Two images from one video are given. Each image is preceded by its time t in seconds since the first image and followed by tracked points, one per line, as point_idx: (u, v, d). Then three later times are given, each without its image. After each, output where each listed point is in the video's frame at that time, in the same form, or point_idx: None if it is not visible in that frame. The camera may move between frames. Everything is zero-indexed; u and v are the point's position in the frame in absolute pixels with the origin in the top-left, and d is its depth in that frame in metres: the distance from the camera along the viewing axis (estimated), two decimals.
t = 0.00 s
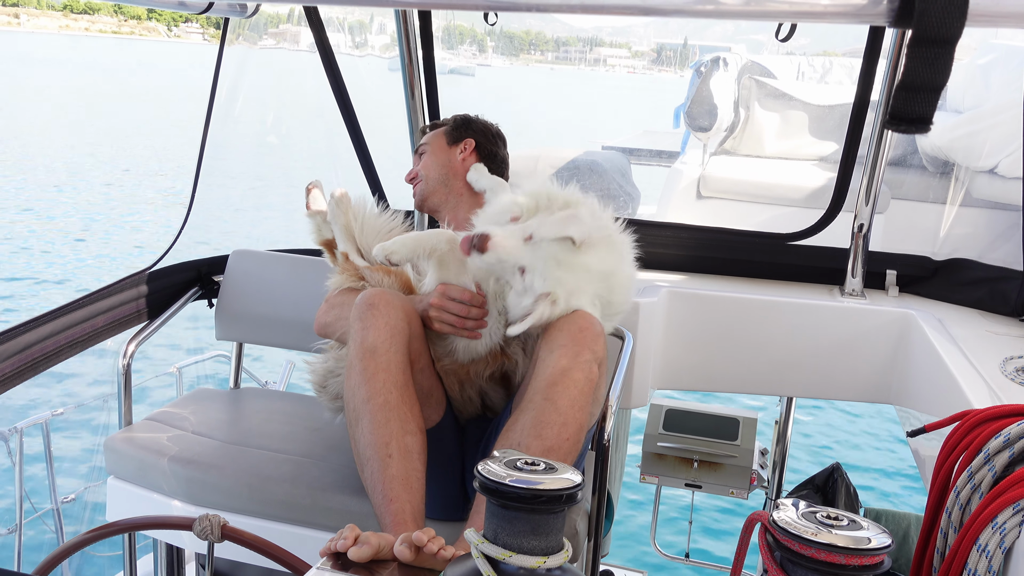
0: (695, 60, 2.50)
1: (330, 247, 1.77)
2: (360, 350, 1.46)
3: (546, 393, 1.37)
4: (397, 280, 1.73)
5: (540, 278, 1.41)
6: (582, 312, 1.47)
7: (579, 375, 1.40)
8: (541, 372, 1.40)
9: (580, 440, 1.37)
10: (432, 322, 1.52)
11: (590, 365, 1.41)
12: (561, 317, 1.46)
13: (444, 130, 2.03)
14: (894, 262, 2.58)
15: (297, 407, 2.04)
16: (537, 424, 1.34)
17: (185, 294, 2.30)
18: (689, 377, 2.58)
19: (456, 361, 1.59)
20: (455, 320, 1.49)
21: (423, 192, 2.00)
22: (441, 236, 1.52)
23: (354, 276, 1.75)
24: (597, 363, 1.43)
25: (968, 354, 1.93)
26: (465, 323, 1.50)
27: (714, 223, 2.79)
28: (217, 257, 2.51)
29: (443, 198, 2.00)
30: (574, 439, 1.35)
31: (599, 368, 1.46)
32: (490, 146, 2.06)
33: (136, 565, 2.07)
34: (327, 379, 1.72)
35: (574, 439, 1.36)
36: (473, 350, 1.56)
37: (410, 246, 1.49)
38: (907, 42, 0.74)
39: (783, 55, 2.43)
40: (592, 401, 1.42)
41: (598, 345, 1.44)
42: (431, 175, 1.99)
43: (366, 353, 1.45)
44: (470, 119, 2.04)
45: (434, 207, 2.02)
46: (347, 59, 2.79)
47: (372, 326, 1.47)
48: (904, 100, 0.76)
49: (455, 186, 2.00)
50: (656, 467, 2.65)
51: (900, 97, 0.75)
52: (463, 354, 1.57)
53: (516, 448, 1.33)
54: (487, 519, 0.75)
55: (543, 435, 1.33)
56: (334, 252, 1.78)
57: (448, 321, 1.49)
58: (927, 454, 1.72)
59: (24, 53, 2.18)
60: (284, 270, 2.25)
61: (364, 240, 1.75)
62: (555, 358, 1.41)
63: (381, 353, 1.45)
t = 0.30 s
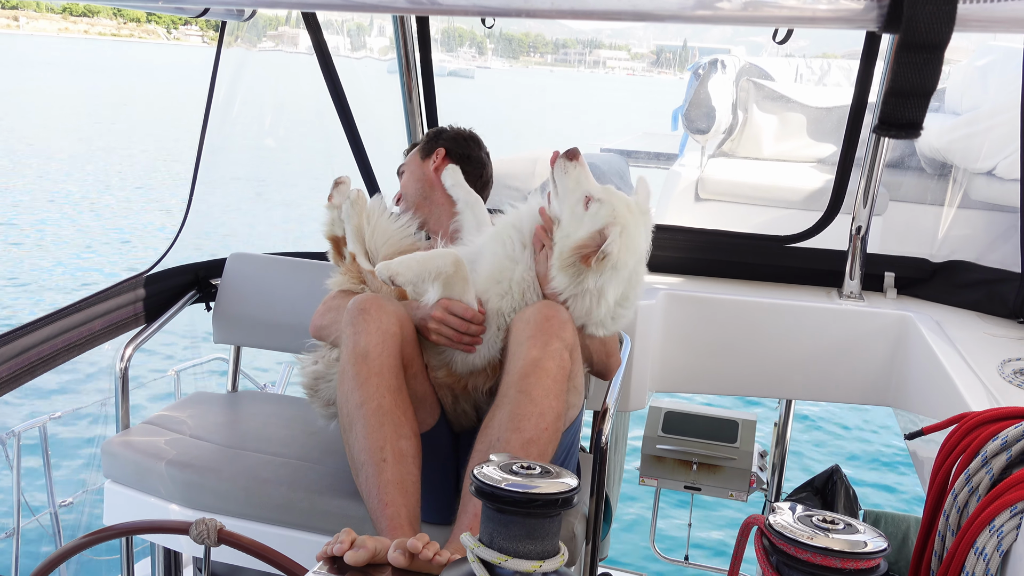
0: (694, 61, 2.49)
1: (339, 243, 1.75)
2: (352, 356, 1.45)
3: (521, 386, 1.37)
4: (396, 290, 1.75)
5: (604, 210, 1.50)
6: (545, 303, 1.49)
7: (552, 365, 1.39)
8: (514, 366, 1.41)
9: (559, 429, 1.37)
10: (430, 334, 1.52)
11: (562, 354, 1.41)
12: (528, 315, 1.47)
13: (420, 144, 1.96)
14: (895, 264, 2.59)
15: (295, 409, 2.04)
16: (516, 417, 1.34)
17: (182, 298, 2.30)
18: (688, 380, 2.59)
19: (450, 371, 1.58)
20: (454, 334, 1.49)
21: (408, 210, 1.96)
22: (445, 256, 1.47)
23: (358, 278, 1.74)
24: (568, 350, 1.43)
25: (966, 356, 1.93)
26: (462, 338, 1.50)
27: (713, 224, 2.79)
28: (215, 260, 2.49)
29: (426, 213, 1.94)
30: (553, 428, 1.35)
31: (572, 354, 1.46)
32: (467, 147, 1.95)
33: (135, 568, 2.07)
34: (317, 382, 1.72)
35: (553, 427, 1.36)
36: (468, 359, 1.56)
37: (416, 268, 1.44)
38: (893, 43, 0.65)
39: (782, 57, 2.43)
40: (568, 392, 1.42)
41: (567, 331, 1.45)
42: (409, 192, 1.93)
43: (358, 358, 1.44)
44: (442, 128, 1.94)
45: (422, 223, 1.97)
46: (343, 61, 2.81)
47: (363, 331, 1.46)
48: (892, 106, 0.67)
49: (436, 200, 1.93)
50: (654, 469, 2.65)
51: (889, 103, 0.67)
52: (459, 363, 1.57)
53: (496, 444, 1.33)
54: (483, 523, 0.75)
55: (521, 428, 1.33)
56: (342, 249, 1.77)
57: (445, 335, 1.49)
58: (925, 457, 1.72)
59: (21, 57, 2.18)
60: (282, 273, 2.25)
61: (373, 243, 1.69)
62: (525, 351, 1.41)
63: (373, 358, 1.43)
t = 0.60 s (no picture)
0: (691, 64, 2.51)
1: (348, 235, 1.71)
2: (325, 366, 1.45)
3: (511, 379, 1.37)
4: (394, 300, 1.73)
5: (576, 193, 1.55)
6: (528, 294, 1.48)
7: (540, 357, 1.40)
8: (502, 360, 1.40)
9: (551, 421, 1.38)
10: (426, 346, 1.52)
11: (549, 345, 1.42)
12: (511, 307, 1.47)
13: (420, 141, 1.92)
14: (893, 266, 2.60)
15: (294, 411, 2.04)
16: (508, 410, 1.34)
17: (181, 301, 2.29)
18: (686, 382, 2.58)
19: (437, 386, 1.57)
20: (452, 347, 1.50)
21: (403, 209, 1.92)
22: (453, 271, 1.48)
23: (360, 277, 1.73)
24: (555, 342, 1.44)
25: (965, 358, 1.94)
26: (460, 351, 1.50)
27: (713, 226, 2.78)
28: (214, 262, 2.48)
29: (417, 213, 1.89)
30: (545, 421, 1.36)
31: (558, 347, 1.46)
32: (464, 149, 1.88)
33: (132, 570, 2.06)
34: (300, 379, 1.70)
35: (545, 420, 1.36)
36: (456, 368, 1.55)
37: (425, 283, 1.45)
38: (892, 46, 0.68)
39: (781, 59, 2.44)
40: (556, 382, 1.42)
41: (552, 322, 1.46)
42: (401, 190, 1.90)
43: (331, 367, 1.44)
44: (444, 126, 1.89)
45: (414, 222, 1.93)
46: (341, 63, 2.83)
47: (334, 340, 1.46)
48: (891, 104, 0.70)
49: (426, 201, 1.87)
50: (653, 471, 2.65)
51: (887, 102, 0.70)
52: (448, 378, 1.56)
53: (490, 438, 1.33)
54: (481, 524, 0.74)
55: (514, 421, 1.33)
56: (349, 243, 1.73)
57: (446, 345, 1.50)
58: (925, 458, 1.72)
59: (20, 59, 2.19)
60: (280, 275, 2.24)
61: (387, 249, 1.70)
62: (512, 345, 1.41)
63: (346, 367, 1.43)
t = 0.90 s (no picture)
0: (690, 65, 2.50)
1: (354, 237, 1.78)
2: (323, 367, 1.45)
3: (504, 375, 1.37)
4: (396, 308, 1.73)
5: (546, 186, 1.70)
6: (517, 290, 1.50)
7: (531, 353, 1.40)
8: (495, 356, 1.40)
9: (543, 417, 1.37)
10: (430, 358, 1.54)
11: (540, 341, 1.42)
12: (502, 304, 1.47)
13: (428, 135, 1.90)
14: (890, 268, 2.60)
15: (293, 414, 2.04)
16: (501, 405, 1.34)
17: (179, 302, 2.29)
18: (684, 384, 2.58)
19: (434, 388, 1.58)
20: (457, 358, 1.51)
21: (408, 204, 1.90)
22: (453, 284, 1.47)
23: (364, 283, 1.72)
24: (545, 337, 1.44)
25: (964, 360, 1.94)
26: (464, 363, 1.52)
27: (711, 229, 2.78)
28: (213, 264, 2.48)
29: (425, 211, 1.88)
30: (538, 416, 1.35)
31: (551, 342, 1.46)
32: (477, 149, 1.88)
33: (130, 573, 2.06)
34: (300, 382, 1.70)
35: (538, 416, 1.36)
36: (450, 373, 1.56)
37: (427, 300, 1.45)
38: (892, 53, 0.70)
39: (780, 61, 2.44)
40: (550, 377, 1.42)
41: (543, 318, 1.46)
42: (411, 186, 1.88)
43: (329, 368, 1.44)
44: (455, 123, 1.88)
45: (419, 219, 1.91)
46: (340, 64, 2.82)
47: (332, 341, 1.46)
48: (890, 109, 0.72)
49: (438, 200, 1.87)
50: (652, 473, 2.65)
51: (887, 107, 0.71)
52: (450, 388, 1.57)
53: (485, 435, 1.32)
54: (480, 528, 0.74)
55: (509, 416, 1.32)
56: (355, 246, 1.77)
57: (449, 357, 1.51)
58: (924, 460, 1.72)
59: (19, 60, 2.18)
60: (279, 277, 2.24)
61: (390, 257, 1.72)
62: (504, 341, 1.41)
63: (344, 368, 1.44)
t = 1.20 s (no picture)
0: (694, 69, 2.51)
1: (358, 236, 1.77)
2: (324, 364, 1.46)
3: (499, 371, 1.37)
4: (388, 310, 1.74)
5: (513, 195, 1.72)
6: (509, 286, 1.49)
7: (526, 349, 1.40)
8: (490, 352, 1.40)
9: (540, 412, 1.38)
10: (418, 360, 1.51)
11: (534, 336, 1.42)
12: (494, 299, 1.47)
13: (449, 134, 1.90)
14: (890, 274, 2.59)
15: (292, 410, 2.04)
16: (499, 401, 1.35)
17: (180, 297, 2.29)
18: (683, 387, 2.58)
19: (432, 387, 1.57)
20: (445, 360, 1.50)
21: (426, 202, 1.94)
22: (435, 284, 1.44)
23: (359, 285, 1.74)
24: (540, 332, 1.44)
25: (963, 367, 1.94)
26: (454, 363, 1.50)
27: (711, 232, 2.79)
28: (213, 260, 2.49)
29: (444, 213, 1.93)
30: (535, 411, 1.36)
31: (545, 337, 1.46)
32: (499, 155, 1.93)
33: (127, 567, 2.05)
34: (296, 382, 1.70)
35: (535, 410, 1.37)
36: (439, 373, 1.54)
37: (411, 307, 1.41)
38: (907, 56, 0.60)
39: (782, 65, 2.45)
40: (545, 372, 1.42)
41: (536, 314, 1.45)
42: (432, 188, 1.91)
43: (330, 365, 1.44)
44: (480, 127, 1.91)
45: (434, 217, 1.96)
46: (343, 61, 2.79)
47: (333, 338, 1.46)
48: (904, 112, 0.62)
49: (459, 204, 1.92)
50: (648, 476, 2.64)
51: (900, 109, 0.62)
52: (445, 389, 1.56)
53: (482, 431, 1.33)
54: (480, 525, 0.74)
55: (506, 412, 1.34)
56: (360, 243, 1.78)
57: (436, 359, 1.49)
58: (922, 467, 1.73)
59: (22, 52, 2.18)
60: (281, 273, 2.24)
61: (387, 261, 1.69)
62: (499, 337, 1.41)
63: (344, 365, 1.44)
